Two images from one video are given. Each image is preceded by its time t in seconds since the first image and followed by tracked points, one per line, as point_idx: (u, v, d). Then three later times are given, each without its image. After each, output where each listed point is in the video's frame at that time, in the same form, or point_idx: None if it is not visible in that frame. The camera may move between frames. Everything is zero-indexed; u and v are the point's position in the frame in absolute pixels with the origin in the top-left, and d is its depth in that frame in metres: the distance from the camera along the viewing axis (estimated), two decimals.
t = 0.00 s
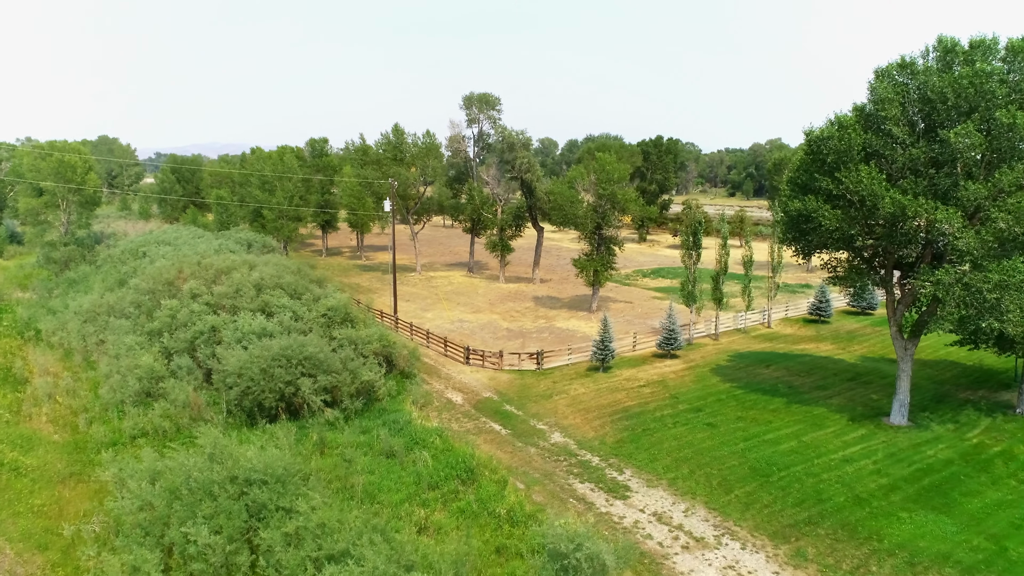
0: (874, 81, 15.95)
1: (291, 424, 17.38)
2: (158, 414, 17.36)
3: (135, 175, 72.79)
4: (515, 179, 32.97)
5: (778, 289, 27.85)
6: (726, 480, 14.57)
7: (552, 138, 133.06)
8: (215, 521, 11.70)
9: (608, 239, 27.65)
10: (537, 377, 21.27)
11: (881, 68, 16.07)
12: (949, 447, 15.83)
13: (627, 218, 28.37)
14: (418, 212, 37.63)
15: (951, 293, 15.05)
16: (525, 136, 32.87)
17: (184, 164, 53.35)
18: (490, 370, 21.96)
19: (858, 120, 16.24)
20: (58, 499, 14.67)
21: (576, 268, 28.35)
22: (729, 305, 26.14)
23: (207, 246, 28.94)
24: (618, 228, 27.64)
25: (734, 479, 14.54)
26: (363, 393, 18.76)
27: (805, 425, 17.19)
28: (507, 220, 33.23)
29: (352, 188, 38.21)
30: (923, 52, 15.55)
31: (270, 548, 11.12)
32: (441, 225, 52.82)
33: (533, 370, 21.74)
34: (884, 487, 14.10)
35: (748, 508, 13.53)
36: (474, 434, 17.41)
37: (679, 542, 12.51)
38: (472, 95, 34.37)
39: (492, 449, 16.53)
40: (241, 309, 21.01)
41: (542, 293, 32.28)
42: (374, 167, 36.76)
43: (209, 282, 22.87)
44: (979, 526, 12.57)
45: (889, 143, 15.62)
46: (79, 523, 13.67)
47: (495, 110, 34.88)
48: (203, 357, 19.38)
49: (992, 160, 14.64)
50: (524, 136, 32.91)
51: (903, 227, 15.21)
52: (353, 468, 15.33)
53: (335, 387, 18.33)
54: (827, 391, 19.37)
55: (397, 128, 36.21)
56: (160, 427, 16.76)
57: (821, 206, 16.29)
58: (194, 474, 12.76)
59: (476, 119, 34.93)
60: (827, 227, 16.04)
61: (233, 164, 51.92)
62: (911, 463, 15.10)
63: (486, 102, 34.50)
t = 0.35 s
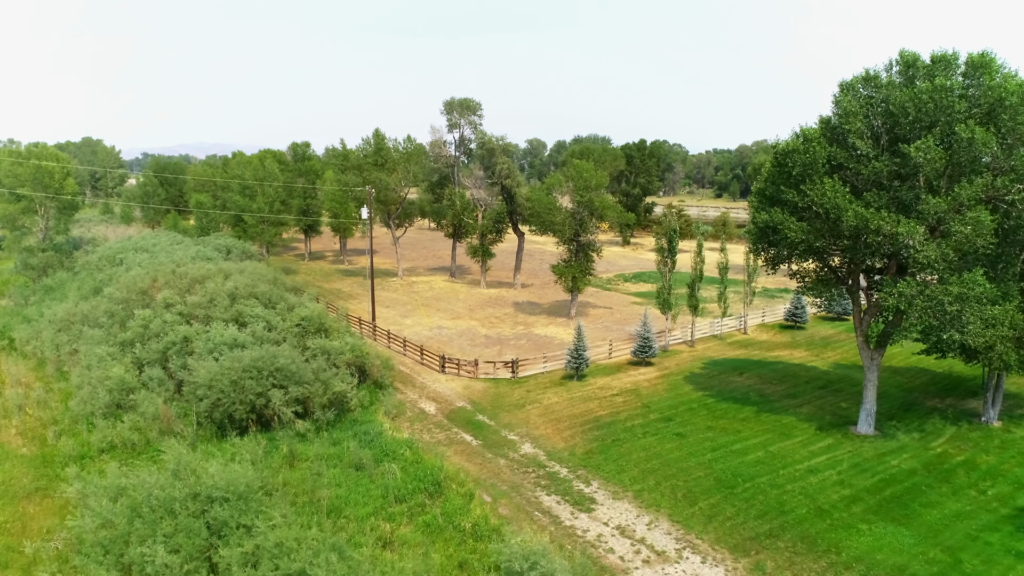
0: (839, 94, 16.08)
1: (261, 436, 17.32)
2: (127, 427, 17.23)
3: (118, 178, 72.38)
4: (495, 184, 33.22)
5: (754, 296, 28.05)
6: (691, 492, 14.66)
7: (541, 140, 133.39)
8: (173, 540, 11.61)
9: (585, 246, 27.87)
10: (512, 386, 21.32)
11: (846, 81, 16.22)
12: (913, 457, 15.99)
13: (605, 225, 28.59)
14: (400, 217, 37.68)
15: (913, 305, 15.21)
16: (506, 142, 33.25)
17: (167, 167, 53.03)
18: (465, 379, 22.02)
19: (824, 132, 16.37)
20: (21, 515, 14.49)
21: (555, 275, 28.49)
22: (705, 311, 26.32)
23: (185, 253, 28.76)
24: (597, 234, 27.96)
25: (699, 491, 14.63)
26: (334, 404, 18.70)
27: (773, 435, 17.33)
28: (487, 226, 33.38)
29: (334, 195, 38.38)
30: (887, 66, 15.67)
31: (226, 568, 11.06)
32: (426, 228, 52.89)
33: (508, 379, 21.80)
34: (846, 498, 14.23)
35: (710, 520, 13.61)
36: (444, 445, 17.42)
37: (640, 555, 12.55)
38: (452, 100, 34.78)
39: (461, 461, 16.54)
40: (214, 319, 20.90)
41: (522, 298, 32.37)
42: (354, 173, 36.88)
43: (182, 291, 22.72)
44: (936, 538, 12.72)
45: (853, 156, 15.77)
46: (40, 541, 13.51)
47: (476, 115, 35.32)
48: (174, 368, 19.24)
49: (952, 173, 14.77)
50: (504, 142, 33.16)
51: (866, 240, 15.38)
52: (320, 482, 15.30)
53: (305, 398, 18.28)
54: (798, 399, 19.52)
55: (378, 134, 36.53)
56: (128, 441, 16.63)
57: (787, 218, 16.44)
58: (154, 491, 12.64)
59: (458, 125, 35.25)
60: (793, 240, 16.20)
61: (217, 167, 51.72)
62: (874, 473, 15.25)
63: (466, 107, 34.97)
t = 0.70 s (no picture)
0: (810, 108, 16.18)
1: (236, 449, 17.29)
2: (100, 440, 17.15)
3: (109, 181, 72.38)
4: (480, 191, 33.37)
5: (736, 303, 28.17)
6: (661, 505, 14.70)
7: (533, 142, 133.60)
8: (136, 559, 11.49)
9: (568, 253, 27.94)
10: (491, 396, 21.36)
11: (817, 95, 16.33)
12: (884, 468, 16.08)
13: (588, 232, 28.68)
14: (386, 222, 37.69)
15: (881, 318, 15.29)
16: (490, 148, 33.35)
17: (155, 170, 52.96)
18: (444, 388, 22.05)
19: (795, 146, 16.48)
20: None
21: (538, 281, 28.54)
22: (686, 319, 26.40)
23: (167, 261, 28.69)
24: (579, 241, 28.00)
25: (668, 504, 14.68)
26: (310, 416, 18.68)
27: (746, 446, 17.40)
28: (472, 231, 33.45)
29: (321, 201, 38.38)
30: (857, 80, 15.78)
31: None
32: (414, 232, 52.97)
33: (487, 388, 21.83)
34: (814, 511, 14.29)
35: (678, 534, 13.64)
36: (419, 457, 17.43)
37: (606, 571, 12.56)
38: (438, 106, 34.90)
39: (435, 473, 16.55)
40: (191, 330, 20.84)
41: (506, 305, 32.42)
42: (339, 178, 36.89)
43: (161, 301, 22.65)
44: (900, 552, 12.78)
45: (823, 170, 15.87)
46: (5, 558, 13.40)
47: (462, 120, 35.43)
48: (150, 379, 19.17)
49: (920, 187, 14.84)
50: (490, 148, 33.27)
51: (835, 252, 15.47)
52: (291, 496, 15.25)
53: (281, 410, 18.25)
54: (773, 409, 19.61)
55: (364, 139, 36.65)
56: (101, 454, 16.56)
57: (758, 231, 16.54)
58: (119, 508, 12.52)
59: (443, 130, 35.35)
60: (764, 252, 16.30)
61: (205, 170, 51.65)
62: (844, 485, 15.32)
63: (453, 112, 35.08)
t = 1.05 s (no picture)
0: (783, 122, 16.28)
1: (212, 462, 17.28)
2: (75, 454, 17.11)
3: (100, 183, 72.96)
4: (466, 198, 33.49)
5: (719, 310, 28.26)
6: (633, 520, 14.73)
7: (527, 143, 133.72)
8: None
9: (552, 261, 27.99)
10: (470, 406, 21.39)
11: (791, 109, 16.42)
12: (856, 481, 16.14)
13: (572, 240, 28.77)
14: (374, 227, 37.74)
15: (853, 332, 15.37)
16: (477, 155, 33.44)
17: (144, 174, 52.91)
18: (425, 398, 22.09)
19: (768, 160, 16.57)
20: None
21: (522, 289, 28.57)
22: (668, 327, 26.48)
23: (150, 268, 28.64)
24: (563, 249, 28.10)
25: (640, 519, 14.70)
26: (288, 428, 18.69)
27: (721, 458, 17.45)
28: (458, 238, 33.50)
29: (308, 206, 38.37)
30: (830, 95, 15.86)
31: None
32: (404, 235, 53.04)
33: (467, 398, 21.86)
34: (783, 526, 14.32)
35: (648, 550, 13.65)
36: (395, 470, 17.44)
37: None
38: (425, 112, 34.96)
39: (409, 487, 16.56)
40: (170, 340, 20.82)
41: (492, 311, 32.49)
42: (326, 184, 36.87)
43: (141, 311, 22.61)
44: (866, 568, 12.81)
45: (795, 184, 15.96)
46: None
47: (449, 126, 35.49)
48: (128, 391, 19.15)
49: (890, 203, 14.94)
50: (476, 155, 33.35)
51: (807, 266, 15.55)
52: (263, 510, 15.23)
53: (258, 422, 18.26)
54: (751, 420, 19.67)
55: (352, 145, 36.77)
56: (76, 468, 16.51)
57: (732, 245, 16.60)
58: (86, 526, 12.40)
59: (430, 136, 35.43)
60: (738, 266, 16.38)
61: (194, 174, 51.62)
62: (815, 499, 15.37)
63: (439, 118, 35.13)
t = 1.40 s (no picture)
0: (757, 139, 16.28)
1: (187, 478, 17.26)
2: (50, 470, 17.08)
3: (92, 185, 73.11)
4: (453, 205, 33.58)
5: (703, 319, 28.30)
6: (605, 537, 14.71)
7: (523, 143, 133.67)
8: None
9: (537, 271, 28.00)
10: (451, 418, 21.41)
11: (765, 125, 16.41)
12: (830, 497, 16.18)
13: (557, 248, 28.80)
14: (362, 234, 37.70)
15: (825, 349, 15.39)
16: (463, 162, 33.49)
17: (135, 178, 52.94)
18: (407, 409, 22.12)
19: (743, 176, 16.57)
20: None
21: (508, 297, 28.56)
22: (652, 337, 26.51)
23: (135, 277, 28.61)
24: (548, 259, 28.12)
25: (612, 537, 14.67)
26: (265, 442, 18.68)
27: (697, 472, 17.49)
28: (445, 245, 33.53)
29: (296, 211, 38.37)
30: (804, 111, 15.85)
31: None
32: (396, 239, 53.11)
33: (449, 410, 21.89)
34: (754, 544, 14.33)
35: (618, 569, 13.62)
36: (371, 485, 17.44)
37: None
38: (413, 119, 34.98)
39: (385, 503, 16.56)
40: (150, 353, 20.81)
41: (479, 319, 32.52)
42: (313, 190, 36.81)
43: (123, 323, 22.59)
44: None
45: (769, 201, 15.97)
46: None
47: (436, 133, 35.51)
48: (106, 406, 19.13)
49: (861, 220, 14.95)
50: (462, 163, 33.41)
51: (780, 283, 15.56)
52: (236, 528, 15.18)
53: (234, 437, 18.24)
54: (729, 433, 19.72)
55: (340, 152, 36.82)
56: (50, 485, 16.48)
57: (706, 261, 16.60)
58: (51, 548, 12.29)
59: (418, 143, 35.47)
60: (712, 282, 16.40)
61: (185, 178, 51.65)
62: (788, 515, 15.40)
63: (427, 125, 35.14)
